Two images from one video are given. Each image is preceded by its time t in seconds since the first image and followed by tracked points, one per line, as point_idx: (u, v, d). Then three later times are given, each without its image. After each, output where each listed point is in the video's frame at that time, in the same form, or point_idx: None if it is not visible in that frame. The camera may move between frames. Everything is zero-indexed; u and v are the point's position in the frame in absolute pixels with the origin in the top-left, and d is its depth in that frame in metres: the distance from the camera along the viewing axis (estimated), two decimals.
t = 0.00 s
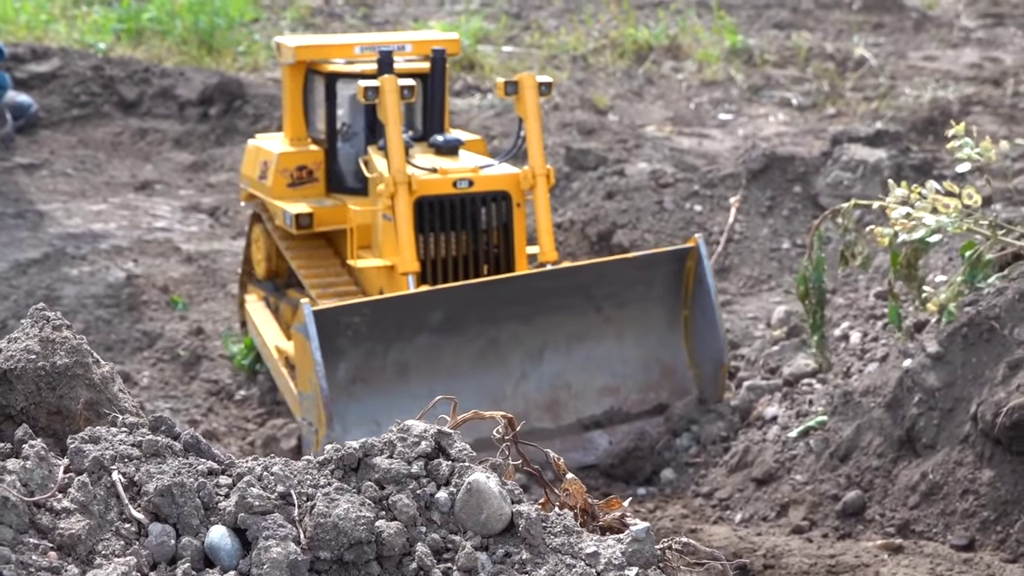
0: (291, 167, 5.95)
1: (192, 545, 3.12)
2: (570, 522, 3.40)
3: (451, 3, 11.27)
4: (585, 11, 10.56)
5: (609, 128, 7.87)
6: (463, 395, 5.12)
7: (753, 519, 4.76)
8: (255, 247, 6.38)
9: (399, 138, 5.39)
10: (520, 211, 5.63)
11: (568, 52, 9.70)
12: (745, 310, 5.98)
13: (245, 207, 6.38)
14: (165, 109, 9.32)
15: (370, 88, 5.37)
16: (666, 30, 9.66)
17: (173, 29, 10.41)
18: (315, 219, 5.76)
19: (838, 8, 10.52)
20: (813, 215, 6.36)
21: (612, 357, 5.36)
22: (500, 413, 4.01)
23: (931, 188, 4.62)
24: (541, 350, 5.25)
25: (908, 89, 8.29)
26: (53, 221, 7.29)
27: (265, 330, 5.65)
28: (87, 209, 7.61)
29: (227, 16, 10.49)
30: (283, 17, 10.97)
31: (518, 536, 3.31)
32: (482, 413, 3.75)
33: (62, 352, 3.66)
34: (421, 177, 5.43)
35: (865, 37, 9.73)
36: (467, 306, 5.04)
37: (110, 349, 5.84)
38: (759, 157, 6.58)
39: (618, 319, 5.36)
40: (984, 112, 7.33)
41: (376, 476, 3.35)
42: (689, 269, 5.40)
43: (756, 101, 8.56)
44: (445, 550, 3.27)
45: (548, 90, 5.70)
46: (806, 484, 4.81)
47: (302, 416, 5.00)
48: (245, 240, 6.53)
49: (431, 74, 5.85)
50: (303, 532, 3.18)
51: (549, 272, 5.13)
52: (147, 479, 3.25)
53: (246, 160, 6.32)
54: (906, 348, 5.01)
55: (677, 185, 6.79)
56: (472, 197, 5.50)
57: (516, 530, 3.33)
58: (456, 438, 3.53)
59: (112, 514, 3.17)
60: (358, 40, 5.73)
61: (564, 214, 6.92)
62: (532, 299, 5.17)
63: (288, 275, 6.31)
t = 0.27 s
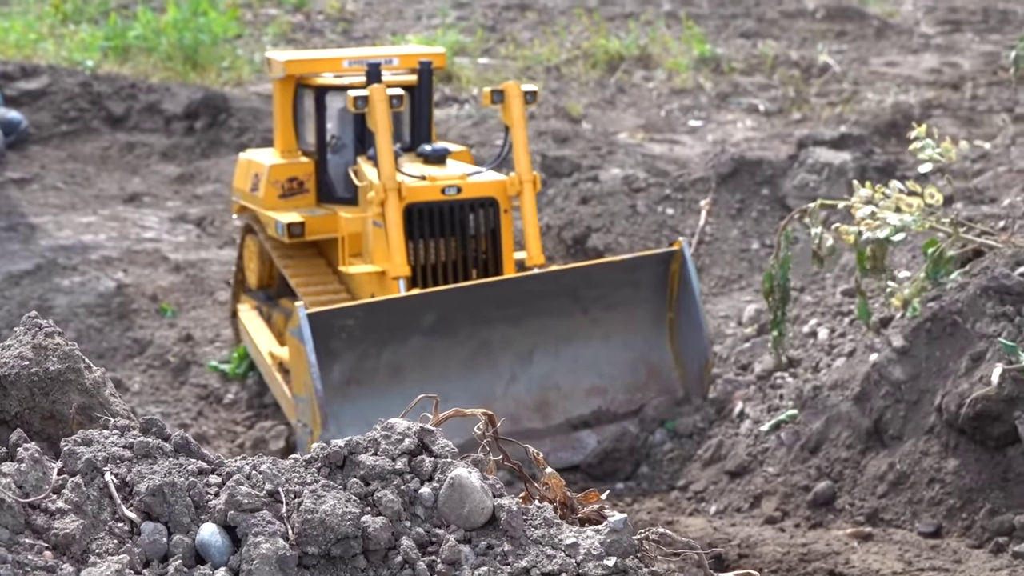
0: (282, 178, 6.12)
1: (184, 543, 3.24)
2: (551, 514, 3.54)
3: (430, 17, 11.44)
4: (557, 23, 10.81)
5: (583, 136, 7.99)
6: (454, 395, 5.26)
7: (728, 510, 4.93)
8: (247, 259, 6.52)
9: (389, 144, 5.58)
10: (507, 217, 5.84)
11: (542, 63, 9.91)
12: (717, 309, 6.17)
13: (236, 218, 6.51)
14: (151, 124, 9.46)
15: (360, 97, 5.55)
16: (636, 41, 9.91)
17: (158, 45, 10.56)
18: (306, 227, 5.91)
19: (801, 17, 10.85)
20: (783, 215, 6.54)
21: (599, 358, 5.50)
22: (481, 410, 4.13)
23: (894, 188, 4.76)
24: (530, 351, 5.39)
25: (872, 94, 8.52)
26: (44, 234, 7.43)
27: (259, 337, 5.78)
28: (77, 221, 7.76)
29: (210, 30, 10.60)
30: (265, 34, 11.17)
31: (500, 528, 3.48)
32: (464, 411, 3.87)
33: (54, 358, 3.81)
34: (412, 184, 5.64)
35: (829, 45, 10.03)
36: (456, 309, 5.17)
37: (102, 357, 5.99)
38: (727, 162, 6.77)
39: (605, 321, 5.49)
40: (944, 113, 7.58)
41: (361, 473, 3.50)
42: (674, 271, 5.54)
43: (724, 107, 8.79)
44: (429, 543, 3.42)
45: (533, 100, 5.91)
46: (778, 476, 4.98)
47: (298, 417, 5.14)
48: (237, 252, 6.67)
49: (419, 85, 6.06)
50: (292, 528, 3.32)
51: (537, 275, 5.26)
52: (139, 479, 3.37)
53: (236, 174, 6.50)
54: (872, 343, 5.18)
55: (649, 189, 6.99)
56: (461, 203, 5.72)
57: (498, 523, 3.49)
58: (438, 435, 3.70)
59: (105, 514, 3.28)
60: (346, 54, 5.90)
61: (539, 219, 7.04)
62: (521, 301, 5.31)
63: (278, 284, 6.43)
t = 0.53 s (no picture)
0: (273, 189, 6.28)
1: (172, 535, 3.38)
2: (527, 504, 3.75)
3: (410, 29, 11.54)
4: (533, 33, 11.03)
5: (559, 143, 8.21)
6: (445, 399, 5.45)
7: (702, 502, 5.11)
8: (240, 267, 6.68)
9: (378, 155, 5.75)
10: (494, 224, 6.02)
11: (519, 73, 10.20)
12: (688, 308, 6.38)
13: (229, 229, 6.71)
14: (141, 134, 9.63)
15: (349, 109, 5.72)
16: (610, 51, 10.15)
17: (147, 58, 10.71)
18: (298, 236, 6.13)
19: (769, 26, 11.39)
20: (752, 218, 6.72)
21: (586, 361, 5.69)
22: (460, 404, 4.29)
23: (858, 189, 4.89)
24: (518, 356, 5.57)
25: (837, 101, 8.79)
26: (37, 241, 7.58)
27: (251, 343, 5.95)
28: (69, 229, 7.92)
29: (198, 44, 10.85)
30: (251, 46, 11.35)
31: (478, 519, 3.62)
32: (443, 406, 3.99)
33: (45, 359, 3.97)
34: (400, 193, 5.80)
35: (796, 52, 10.52)
36: (445, 316, 5.36)
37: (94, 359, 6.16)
38: (698, 165, 6.98)
39: (591, 324, 5.68)
40: (906, 118, 7.90)
41: (344, 466, 3.65)
42: (657, 275, 5.73)
43: (695, 114, 8.97)
44: (410, 533, 3.58)
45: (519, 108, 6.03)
46: (749, 468, 5.16)
47: (294, 422, 5.34)
48: (230, 259, 6.82)
49: (406, 96, 6.20)
50: (277, 520, 3.48)
51: (524, 281, 5.45)
52: (128, 474, 3.53)
53: (230, 184, 6.66)
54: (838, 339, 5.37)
55: (623, 194, 7.17)
56: (449, 212, 5.89)
57: (476, 513, 3.63)
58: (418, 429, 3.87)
59: (95, 508, 3.43)
60: (334, 68, 6.09)
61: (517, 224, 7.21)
62: (509, 307, 5.49)
63: (271, 292, 6.60)
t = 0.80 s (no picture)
0: (267, 196, 6.49)
1: (159, 531, 3.52)
2: (504, 498, 3.91)
3: (393, 39, 11.71)
4: (513, 43, 11.16)
5: (538, 148, 8.40)
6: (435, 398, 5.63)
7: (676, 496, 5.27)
8: (234, 272, 6.87)
9: (371, 160, 5.94)
10: (484, 228, 6.22)
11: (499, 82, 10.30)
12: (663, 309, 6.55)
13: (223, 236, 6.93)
14: (132, 142, 9.76)
15: (343, 115, 5.93)
16: (587, 60, 10.31)
17: (138, 69, 10.94)
18: (292, 241, 6.31)
19: (740, 36, 11.52)
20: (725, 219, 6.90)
21: (574, 362, 5.88)
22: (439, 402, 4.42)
23: (825, 191, 5.00)
24: (508, 357, 5.76)
25: (806, 108, 9.03)
26: (31, 246, 7.73)
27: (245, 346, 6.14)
28: (62, 234, 8.08)
29: (187, 55, 11.00)
30: (238, 56, 11.50)
31: (457, 512, 3.81)
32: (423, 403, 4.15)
33: (36, 360, 4.13)
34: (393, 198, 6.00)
35: (766, 62, 10.75)
36: (437, 316, 5.54)
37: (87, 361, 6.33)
38: (672, 171, 7.16)
39: (579, 326, 5.87)
40: (872, 124, 8.15)
41: (326, 463, 3.80)
42: (644, 279, 5.92)
43: (669, 121, 9.28)
44: (391, 527, 3.73)
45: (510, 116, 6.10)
46: (722, 463, 5.32)
47: (287, 420, 5.51)
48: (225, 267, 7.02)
49: (398, 105, 6.41)
50: (261, 515, 3.62)
51: (514, 283, 5.63)
52: (116, 471, 3.66)
53: (224, 193, 6.87)
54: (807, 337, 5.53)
55: (600, 198, 7.37)
56: (440, 216, 6.09)
57: (456, 507, 3.82)
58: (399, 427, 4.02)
59: (85, 505, 3.56)
60: (329, 78, 6.28)
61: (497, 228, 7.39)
62: (499, 309, 5.67)
63: (265, 297, 6.79)
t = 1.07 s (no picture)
0: (265, 200, 6.69)
1: (149, 521, 3.67)
2: (484, 487, 4.13)
3: (381, 47, 11.90)
4: (497, 51, 11.43)
5: (522, 152, 8.71)
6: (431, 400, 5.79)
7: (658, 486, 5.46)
8: (232, 276, 7.11)
9: (367, 165, 6.10)
10: (479, 233, 6.39)
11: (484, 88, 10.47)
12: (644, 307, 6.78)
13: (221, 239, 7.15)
14: (127, 148, 9.93)
15: (341, 121, 6.09)
16: (569, 66, 10.55)
17: (133, 76, 11.05)
18: (289, 244, 6.50)
19: (718, 42, 11.76)
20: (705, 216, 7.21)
21: (565, 364, 6.07)
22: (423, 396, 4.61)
23: (798, 190, 5.18)
24: (502, 360, 5.93)
25: (781, 111, 9.27)
26: (29, 249, 7.93)
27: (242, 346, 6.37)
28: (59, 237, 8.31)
29: (181, 63, 11.17)
30: (230, 64, 11.68)
31: (439, 501, 3.97)
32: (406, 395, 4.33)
33: (30, 357, 4.31)
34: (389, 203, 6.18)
35: (743, 67, 11.03)
36: (433, 320, 5.73)
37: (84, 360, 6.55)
38: (651, 171, 7.48)
39: (571, 330, 6.07)
40: (845, 127, 8.48)
41: (313, 454, 3.99)
42: (634, 283, 6.13)
43: (649, 125, 9.44)
44: (375, 515, 3.92)
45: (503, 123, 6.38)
46: (699, 453, 5.52)
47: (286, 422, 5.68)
48: (223, 270, 7.26)
49: (393, 112, 6.60)
50: (249, 505, 3.78)
51: (509, 287, 5.83)
52: (107, 463, 3.82)
53: (223, 196, 7.08)
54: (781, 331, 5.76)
55: (582, 199, 7.75)
56: (435, 221, 6.26)
57: (438, 496, 3.99)
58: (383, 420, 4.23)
59: (77, 496, 3.71)
60: (325, 84, 6.44)
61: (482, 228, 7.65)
62: (494, 313, 5.86)
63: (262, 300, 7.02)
